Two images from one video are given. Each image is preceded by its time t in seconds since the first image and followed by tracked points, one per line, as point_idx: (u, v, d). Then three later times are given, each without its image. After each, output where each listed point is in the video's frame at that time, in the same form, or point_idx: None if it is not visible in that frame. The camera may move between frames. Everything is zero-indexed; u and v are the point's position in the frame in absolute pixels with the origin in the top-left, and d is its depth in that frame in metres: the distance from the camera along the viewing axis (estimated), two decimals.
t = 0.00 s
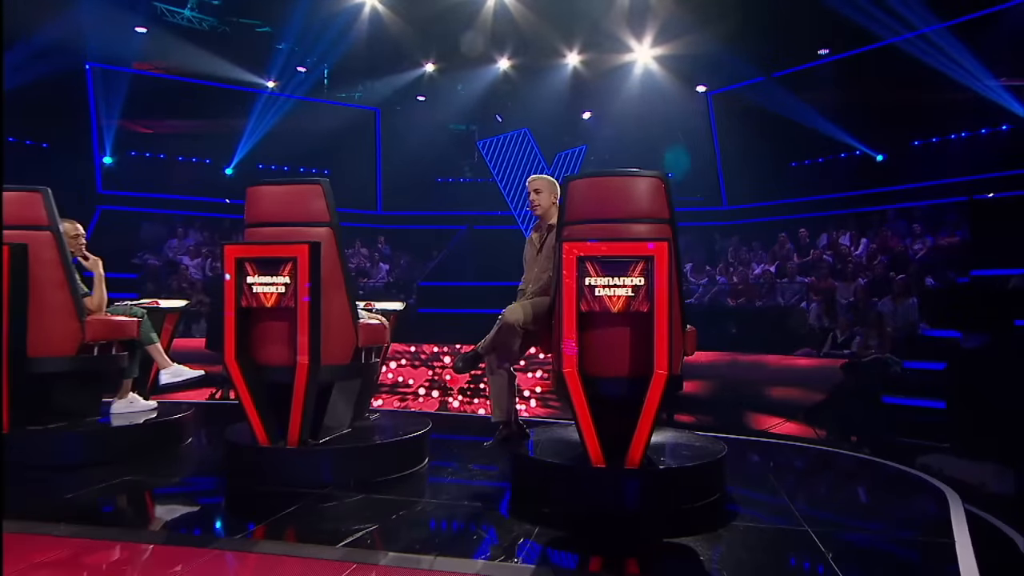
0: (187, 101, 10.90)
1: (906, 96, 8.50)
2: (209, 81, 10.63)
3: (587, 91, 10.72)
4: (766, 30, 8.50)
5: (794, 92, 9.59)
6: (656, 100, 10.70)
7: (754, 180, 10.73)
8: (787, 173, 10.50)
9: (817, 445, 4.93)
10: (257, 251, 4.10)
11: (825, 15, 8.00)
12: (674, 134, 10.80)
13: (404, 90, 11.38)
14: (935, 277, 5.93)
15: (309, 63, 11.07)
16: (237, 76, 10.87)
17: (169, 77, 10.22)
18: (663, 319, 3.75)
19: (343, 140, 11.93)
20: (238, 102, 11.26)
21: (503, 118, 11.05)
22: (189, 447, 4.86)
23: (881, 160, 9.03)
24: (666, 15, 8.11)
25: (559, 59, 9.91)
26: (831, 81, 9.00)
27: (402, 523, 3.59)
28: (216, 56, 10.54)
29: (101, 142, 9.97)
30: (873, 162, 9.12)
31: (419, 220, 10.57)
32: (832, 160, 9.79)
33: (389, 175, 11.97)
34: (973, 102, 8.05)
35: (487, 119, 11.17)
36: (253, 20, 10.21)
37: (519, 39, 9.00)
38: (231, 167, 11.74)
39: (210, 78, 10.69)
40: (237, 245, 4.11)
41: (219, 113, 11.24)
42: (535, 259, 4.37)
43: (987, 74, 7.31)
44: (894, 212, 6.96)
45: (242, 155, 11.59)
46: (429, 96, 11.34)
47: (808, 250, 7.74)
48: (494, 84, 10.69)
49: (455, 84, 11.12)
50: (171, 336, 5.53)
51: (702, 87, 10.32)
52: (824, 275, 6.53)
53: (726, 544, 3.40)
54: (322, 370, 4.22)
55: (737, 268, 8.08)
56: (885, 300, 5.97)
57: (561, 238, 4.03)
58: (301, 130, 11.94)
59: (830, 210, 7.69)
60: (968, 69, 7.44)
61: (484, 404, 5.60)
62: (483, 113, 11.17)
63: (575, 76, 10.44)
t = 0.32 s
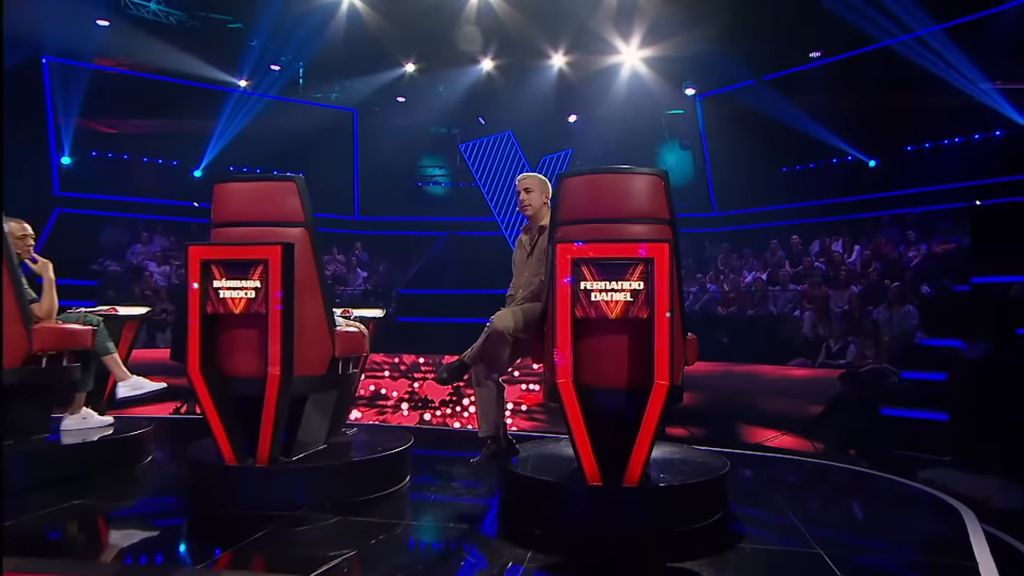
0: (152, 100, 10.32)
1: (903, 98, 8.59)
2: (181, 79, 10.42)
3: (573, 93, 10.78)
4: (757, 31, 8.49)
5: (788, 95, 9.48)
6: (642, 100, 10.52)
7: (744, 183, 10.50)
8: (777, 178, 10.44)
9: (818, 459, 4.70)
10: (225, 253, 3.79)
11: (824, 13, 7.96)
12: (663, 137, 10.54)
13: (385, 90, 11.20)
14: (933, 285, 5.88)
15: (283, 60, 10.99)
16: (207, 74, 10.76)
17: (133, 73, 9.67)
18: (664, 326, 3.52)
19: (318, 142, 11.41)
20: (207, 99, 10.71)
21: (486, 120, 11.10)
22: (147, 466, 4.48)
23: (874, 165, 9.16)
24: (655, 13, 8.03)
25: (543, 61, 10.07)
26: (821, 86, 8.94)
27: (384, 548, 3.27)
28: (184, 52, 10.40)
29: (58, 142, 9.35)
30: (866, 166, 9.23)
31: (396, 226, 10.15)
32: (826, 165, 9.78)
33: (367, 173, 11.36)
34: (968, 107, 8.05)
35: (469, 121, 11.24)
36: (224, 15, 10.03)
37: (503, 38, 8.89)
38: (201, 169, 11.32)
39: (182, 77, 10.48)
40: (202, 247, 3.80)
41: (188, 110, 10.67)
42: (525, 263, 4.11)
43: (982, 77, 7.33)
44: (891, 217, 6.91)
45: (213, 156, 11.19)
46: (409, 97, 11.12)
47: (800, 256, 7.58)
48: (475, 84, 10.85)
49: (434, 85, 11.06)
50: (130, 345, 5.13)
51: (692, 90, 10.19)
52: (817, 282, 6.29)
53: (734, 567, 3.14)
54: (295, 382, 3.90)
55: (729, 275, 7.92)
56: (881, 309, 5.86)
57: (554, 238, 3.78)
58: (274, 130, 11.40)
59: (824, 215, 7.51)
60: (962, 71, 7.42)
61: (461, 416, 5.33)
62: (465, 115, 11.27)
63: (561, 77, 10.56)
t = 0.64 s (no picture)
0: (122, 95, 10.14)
1: (903, 104, 8.47)
2: (154, 79, 10.23)
3: (560, 97, 10.90)
4: (749, 29, 8.86)
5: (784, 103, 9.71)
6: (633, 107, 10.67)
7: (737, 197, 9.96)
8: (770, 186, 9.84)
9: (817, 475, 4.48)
10: (191, 254, 3.49)
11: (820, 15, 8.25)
12: (653, 141, 10.59)
13: (365, 92, 11.32)
14: (932, 294, 5.61)
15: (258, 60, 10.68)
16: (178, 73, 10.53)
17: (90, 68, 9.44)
18: (666, 333, 3.29)
19: (297, 143, 11.25)
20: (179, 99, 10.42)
21: (469, 124, 11.35)
22: (102, 486, 4.13)
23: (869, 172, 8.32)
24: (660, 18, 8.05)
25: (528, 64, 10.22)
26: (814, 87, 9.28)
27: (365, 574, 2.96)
28: (154, 51, 10.19)
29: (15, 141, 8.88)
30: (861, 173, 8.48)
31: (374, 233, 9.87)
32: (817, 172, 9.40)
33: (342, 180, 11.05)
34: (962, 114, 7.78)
35: (453, 124, 11.46)
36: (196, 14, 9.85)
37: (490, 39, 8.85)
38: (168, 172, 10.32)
39: (152, 75, 10.24)
40: (165, 247, 3.49)
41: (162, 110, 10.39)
42: (516, 266, 3.88)
43: (979, 81, 7.30)
44: (887, 225, 6.77)
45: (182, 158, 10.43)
46: (390, 100, 11.29)
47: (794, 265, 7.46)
48: (458, 88, 11.09)
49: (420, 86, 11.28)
50: (86, 357, 4.77)
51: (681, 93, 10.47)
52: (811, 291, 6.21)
53: None
54: (267, 395, 3.60)
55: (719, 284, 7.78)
56: (879, 318, 5.70)
57: (548, 239, 3.55)
58: (246, 133, 11.07)
59: (816, 223, 7.40)
60: (958, 75, 7.49)
61: (437, 431, 5.03)
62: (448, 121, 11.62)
63: (547, 81, 10.55)
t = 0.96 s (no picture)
0: (83, 90, 9.61)
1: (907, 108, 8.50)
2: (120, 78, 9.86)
3: (550, 99, 10.54)
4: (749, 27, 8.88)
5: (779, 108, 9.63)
6: (628, 115, 10.40)
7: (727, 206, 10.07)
8: (765, 194, 9.87)
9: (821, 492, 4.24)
10: (155, 255, 3.20)
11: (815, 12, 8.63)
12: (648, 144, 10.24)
13: (344, 92, 10.86)
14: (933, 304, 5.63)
15: (233, 59, 10.45)
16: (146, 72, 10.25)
17: (55, 65, 9.18)
18: (671, 340, 3.05)
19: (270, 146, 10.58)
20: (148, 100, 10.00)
21: (454, 128, 10.90)
22: (54, 509, 3.79)
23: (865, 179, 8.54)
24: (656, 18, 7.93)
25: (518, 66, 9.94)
26: (814, 98, 9.22)
27: None
28: (124, 49, 9.98)
29: None
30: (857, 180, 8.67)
31: (353, 240, 9.68)
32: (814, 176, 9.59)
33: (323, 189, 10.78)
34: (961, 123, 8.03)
35: (435, 128, 10.97)
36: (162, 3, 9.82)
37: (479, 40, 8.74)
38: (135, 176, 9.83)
39: (119, 73, 9.95)
40: (125, 247, 3.18)
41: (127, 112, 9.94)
42: (508, 269, 3.65)
43: (980, 85, 7.61)
44: (885, 233, 6.80)
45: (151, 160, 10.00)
46: (370, 100, 10.84)
47: (790, 274, 7.33)
48: (443, 92, 10.60)
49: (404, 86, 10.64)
50: (40, 368, 4.44)
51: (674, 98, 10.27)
52: (809, 301, 5.92)
53: None
54: (236, 408, 3.31)
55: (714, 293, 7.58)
56: (880, 329, 5.49)
57: (544, 239, 3.32)
58: (219, 135, 10.47)
59: (813, 232, 7.46)
60: (962, 82, 7.76)
61: (414, 447, 4.73)
62: (432, 124, 11.01)
63: (536, 84, 10.24)
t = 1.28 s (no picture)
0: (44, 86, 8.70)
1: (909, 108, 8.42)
2: (86, 74, 8.97)
3: (540, 102, 10.37)
4: (740, 32, 8.62)
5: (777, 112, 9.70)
6: (618, 117, 10.41)
7: (729, 213, 9.87)
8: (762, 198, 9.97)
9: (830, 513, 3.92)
10: (117, 256, 2.92)
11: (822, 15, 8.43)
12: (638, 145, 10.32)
13: (327, 93, 10.59)
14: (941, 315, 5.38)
15: (207, 56, 9.86)
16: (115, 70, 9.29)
17: (30, 64, 8.38)
18: (680, 350, 2.84)
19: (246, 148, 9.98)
20: (114, 98, 9.24)
21: (441, 130, 10.62)
22: None
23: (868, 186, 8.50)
24: (648, 15, 7.79)
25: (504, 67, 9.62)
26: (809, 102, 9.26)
27: None
28: (92, 45, 9.03)
29: None
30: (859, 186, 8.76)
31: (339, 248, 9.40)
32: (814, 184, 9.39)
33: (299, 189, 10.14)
34: (956, 128, 7.94)
35: (424, 131, 10.73)
36: None
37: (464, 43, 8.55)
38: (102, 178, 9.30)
39: (86, 70, 8.99)
40: (83, 247, 2.90)
41: (94, 109, 9.11)
42: (501, 273, 3.41)
43: (985, 86, 7.36)
44: (889, 242, 6.92)
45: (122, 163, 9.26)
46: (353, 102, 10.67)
47: (790, 284, 7.15)
48: (430, 93, 10.29)
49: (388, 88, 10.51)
50: None
51: (668, 101, 10.30)
52: (810, 312, 5.85)
53: None
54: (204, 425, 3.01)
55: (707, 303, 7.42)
56: (886, 341, 5.34)
57: (541, 240, 3.07)
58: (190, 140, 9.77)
59: (817, 238, 7.62)
60: (965, 81, 7.56)
61: (385, 465, 4.41)
62: (419, 127, 10.80)
63: (526, 85, 10.01)
